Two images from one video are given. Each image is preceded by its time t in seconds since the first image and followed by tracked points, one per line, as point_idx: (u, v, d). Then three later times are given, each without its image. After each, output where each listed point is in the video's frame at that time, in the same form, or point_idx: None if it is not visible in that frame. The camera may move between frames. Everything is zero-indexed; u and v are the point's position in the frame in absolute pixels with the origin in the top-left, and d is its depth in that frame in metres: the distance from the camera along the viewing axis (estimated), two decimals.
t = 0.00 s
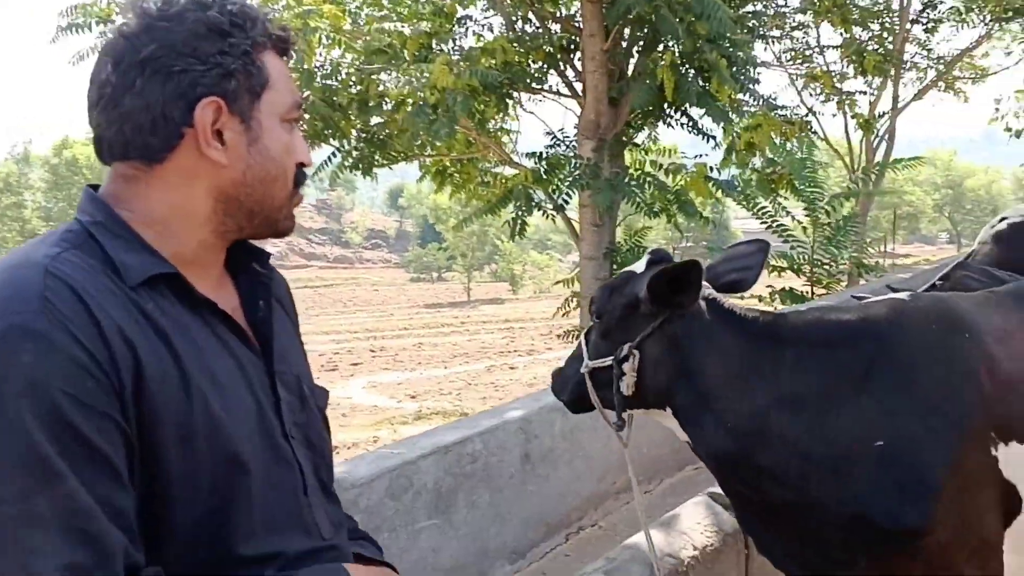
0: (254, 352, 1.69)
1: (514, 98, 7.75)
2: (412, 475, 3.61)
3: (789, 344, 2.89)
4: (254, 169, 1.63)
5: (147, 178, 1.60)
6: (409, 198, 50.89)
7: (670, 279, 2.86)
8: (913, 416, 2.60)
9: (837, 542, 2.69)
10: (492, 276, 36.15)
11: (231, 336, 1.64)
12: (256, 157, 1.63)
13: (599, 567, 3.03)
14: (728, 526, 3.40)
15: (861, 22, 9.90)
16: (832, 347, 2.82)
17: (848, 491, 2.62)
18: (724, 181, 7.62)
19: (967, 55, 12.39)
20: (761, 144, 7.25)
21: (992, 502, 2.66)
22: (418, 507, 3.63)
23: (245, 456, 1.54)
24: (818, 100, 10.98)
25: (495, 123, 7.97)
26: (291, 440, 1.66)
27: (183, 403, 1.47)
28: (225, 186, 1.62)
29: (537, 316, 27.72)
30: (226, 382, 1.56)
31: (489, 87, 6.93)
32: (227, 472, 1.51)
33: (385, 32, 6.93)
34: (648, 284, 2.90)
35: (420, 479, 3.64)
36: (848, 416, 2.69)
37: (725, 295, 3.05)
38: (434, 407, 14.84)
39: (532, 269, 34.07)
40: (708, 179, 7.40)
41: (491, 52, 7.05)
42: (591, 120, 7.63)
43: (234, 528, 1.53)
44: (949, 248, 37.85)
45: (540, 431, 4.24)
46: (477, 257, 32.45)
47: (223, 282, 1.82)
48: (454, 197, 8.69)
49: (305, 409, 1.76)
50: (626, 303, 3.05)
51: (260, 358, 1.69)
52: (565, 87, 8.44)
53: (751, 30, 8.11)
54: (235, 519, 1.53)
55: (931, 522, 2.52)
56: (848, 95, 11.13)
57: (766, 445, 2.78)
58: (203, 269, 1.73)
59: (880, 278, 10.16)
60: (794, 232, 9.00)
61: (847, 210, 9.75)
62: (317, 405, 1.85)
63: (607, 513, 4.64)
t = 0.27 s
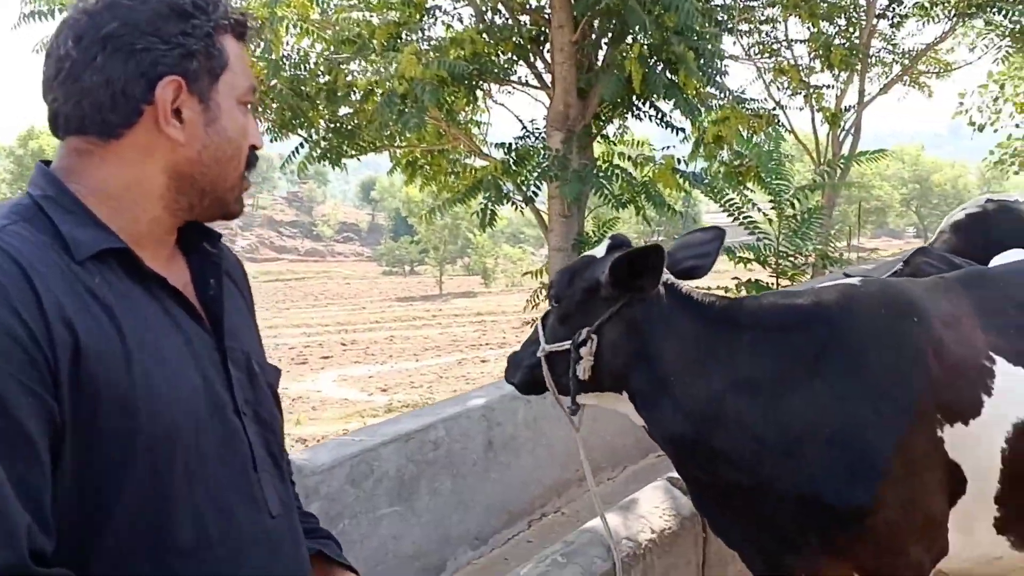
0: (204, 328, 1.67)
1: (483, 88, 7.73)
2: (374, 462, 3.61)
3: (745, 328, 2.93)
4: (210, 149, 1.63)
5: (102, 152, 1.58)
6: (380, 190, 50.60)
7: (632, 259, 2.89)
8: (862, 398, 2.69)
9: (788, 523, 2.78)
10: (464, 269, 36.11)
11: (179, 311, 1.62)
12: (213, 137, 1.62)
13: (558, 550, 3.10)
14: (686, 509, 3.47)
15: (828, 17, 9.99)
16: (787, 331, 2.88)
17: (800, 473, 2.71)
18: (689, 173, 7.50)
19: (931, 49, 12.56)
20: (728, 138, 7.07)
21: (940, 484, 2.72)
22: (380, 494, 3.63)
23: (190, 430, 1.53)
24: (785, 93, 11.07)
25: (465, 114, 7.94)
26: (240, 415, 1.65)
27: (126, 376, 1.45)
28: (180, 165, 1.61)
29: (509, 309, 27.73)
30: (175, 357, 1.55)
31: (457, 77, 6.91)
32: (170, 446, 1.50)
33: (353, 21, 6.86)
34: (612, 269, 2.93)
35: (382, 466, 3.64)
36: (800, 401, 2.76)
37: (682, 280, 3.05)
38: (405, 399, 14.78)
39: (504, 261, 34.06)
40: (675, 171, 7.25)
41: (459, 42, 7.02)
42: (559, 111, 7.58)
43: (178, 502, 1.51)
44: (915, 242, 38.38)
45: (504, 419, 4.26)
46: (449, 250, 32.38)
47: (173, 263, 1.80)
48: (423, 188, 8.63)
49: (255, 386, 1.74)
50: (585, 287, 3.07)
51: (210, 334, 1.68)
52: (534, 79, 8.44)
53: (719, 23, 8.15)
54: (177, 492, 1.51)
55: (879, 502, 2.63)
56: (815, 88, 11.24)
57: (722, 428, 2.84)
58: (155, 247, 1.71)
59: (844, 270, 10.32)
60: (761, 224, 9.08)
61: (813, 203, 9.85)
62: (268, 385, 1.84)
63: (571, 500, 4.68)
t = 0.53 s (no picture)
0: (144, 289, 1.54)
1: (453, 75, 7.67)
2: (333, 445, 3.60)
3: (697, 308, 3.01)
4: (123, 104, 1.50)
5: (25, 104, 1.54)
6: (352, 179, 50.22)
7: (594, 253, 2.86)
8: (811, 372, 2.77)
9: (740, 498, 2.86)
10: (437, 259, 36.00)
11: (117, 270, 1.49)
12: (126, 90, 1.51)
13: (517, 530, 3.13)
14: (644, 490, 3.52)
15: (797, 8, 10.05)
16: (739, 311, 2.97)
17: (753, 450, 2.78)
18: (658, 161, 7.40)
19: (897, 42, 12.70)
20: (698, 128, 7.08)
21: (887, 459, 2.78)
22: (340, 476, 3.63)
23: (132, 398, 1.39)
24: (754, 83, 11.13)
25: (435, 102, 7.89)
26: (186, 381, 1.53)
27: (51, 340, 1.33)
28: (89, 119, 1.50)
29: (481, 299, 27.70)
30: (105, 316, 1.41)
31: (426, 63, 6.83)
32: (104, 413, 1.36)
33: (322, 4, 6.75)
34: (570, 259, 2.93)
35: (342, 449, 3.64)
36: (752, 379, 2.84)
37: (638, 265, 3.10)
38: (376, 390, 14.72)
39: (478, 251, 34.01)
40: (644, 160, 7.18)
41: (428, 27, 6.96)
42: (529, 98, 7.48)
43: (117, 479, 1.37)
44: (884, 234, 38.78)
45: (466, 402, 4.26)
46: (422, 240, 32.26)
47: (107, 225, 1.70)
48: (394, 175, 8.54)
49: (200, 354, 1.63)
50: (540, 274, 3.05)
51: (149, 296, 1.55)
52: (504, 66, 8.40)
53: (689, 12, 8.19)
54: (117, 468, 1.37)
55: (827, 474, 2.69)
56: (783, 79, 11.32)
57: (677, 407, 2.91)
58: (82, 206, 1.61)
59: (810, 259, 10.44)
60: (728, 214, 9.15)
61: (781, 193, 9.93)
62: (216, 360, 1.71)
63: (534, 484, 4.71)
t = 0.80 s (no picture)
0: (95, 256, 1.49)
1: (428, 57, 7.62)
2: (303, 422, 3.61)
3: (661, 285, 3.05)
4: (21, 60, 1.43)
5: None
6: (329, 165, 49.86)
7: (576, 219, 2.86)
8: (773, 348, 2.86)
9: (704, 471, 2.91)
10: (415, 245, 35.87)
11: (64, 236, 1.45)
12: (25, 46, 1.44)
13: (484, 505, 3.15)
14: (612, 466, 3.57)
15: None
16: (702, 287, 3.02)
17: (718, 423, 2.84)
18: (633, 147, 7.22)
19: (871, 29, 12.79)
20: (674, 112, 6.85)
21: (845, 432, 2.90)
22: (309, 454, 3.64)
23: (66, 368, 1.36)
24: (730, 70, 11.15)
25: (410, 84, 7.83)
26: (136, 351, 1.47)
27: None
28: None
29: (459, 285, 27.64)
30: (41, 276, 1.38)
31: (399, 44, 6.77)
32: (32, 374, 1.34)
33: None
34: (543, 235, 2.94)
35: (311, 426, 3.64)
36: (717, 354, 2.91)
37: (602, 242, 3.12)
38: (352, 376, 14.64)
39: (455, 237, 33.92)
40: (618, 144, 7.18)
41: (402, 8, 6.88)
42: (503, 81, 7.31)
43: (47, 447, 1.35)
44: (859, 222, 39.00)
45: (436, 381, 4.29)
46: (400, 226, 32.12)
47: (76, 189, 1.63)
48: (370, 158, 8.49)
49: (161, 323, 1.55)
50: (507, 252, 3.01)
51: (101, 263, 1.49)
52: (479, 49, 8.36)
53: None
54: (47, 434, 1.36)
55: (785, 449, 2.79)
56: (758, 66, 11.36)
57: (644, 381, 2.95)
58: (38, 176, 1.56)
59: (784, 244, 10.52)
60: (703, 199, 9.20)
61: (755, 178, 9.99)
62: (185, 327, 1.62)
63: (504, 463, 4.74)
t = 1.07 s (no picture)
0: (64, 237, 1.51)
1: (414, 43, 7.59)
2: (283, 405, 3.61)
3: (639, 268, 3.11)
4: None
5: None
6: (316, 152, 49.61)
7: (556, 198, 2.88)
8: (741, 330, 2.94)
9: (681, 452, 2.97)
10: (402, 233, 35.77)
11: (31, 217, 1.47)
12: None
13: (463, 487, 3.18)
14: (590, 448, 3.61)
15: None
16: (679, 271, 3.09)
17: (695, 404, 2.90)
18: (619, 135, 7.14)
19: (857, 19, 12.82)
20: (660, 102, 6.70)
21: (816, 411, 2.97)
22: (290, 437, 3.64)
23: (29, 347, 1.39)
24: (716, 58, 11.17)
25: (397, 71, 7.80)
26: (102, 330, 1.48)
27: None
28: None
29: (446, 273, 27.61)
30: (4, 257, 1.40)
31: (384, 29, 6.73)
32: None
33: None
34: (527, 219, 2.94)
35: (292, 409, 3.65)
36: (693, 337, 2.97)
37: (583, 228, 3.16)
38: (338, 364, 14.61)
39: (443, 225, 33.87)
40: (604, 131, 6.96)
41: None
42: (489, 68, 7.20)
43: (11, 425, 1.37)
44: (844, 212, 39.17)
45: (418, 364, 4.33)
46: (386, 214, 32.02)
47: (51, 169, 1.63)
48: (356, 145, 8.46)
49: (133, 302, 1.55)
50: (487, 236, 2.99)
51: (70, 243, 1.51)
52: (465, 35, 8.32)
53: None
54: (13, 410, 1.37)
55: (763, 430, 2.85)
56: (744, 54, 11.37)
57: (624, 364, 3.00)
58: (13, 158, 1.58)
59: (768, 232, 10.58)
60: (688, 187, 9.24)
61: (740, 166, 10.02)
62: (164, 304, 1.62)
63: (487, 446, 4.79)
